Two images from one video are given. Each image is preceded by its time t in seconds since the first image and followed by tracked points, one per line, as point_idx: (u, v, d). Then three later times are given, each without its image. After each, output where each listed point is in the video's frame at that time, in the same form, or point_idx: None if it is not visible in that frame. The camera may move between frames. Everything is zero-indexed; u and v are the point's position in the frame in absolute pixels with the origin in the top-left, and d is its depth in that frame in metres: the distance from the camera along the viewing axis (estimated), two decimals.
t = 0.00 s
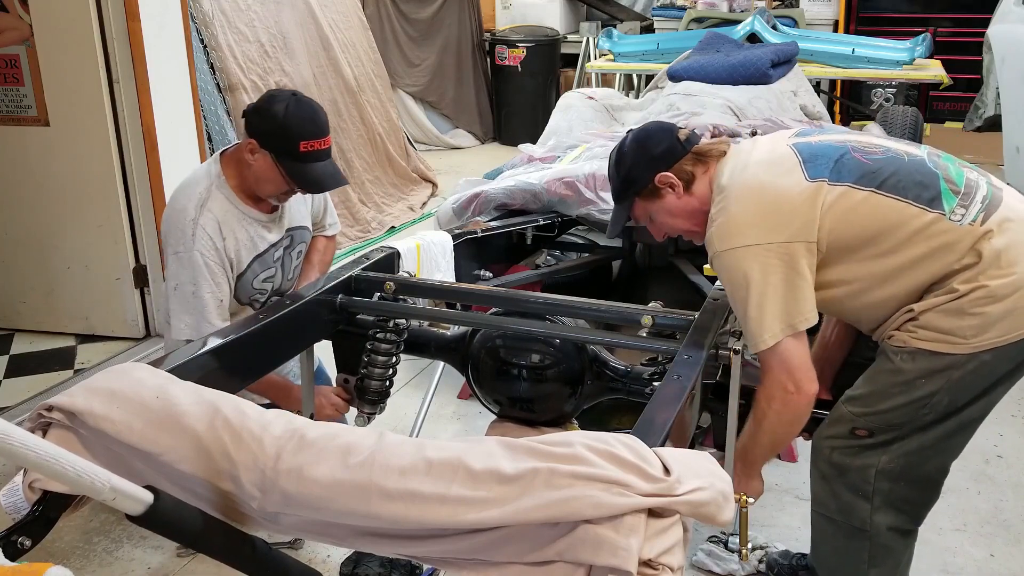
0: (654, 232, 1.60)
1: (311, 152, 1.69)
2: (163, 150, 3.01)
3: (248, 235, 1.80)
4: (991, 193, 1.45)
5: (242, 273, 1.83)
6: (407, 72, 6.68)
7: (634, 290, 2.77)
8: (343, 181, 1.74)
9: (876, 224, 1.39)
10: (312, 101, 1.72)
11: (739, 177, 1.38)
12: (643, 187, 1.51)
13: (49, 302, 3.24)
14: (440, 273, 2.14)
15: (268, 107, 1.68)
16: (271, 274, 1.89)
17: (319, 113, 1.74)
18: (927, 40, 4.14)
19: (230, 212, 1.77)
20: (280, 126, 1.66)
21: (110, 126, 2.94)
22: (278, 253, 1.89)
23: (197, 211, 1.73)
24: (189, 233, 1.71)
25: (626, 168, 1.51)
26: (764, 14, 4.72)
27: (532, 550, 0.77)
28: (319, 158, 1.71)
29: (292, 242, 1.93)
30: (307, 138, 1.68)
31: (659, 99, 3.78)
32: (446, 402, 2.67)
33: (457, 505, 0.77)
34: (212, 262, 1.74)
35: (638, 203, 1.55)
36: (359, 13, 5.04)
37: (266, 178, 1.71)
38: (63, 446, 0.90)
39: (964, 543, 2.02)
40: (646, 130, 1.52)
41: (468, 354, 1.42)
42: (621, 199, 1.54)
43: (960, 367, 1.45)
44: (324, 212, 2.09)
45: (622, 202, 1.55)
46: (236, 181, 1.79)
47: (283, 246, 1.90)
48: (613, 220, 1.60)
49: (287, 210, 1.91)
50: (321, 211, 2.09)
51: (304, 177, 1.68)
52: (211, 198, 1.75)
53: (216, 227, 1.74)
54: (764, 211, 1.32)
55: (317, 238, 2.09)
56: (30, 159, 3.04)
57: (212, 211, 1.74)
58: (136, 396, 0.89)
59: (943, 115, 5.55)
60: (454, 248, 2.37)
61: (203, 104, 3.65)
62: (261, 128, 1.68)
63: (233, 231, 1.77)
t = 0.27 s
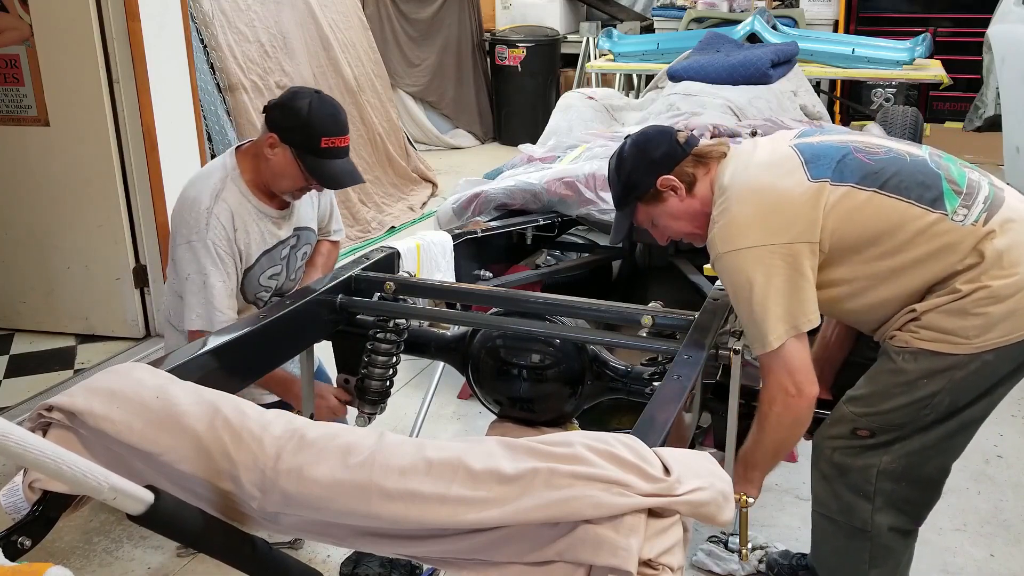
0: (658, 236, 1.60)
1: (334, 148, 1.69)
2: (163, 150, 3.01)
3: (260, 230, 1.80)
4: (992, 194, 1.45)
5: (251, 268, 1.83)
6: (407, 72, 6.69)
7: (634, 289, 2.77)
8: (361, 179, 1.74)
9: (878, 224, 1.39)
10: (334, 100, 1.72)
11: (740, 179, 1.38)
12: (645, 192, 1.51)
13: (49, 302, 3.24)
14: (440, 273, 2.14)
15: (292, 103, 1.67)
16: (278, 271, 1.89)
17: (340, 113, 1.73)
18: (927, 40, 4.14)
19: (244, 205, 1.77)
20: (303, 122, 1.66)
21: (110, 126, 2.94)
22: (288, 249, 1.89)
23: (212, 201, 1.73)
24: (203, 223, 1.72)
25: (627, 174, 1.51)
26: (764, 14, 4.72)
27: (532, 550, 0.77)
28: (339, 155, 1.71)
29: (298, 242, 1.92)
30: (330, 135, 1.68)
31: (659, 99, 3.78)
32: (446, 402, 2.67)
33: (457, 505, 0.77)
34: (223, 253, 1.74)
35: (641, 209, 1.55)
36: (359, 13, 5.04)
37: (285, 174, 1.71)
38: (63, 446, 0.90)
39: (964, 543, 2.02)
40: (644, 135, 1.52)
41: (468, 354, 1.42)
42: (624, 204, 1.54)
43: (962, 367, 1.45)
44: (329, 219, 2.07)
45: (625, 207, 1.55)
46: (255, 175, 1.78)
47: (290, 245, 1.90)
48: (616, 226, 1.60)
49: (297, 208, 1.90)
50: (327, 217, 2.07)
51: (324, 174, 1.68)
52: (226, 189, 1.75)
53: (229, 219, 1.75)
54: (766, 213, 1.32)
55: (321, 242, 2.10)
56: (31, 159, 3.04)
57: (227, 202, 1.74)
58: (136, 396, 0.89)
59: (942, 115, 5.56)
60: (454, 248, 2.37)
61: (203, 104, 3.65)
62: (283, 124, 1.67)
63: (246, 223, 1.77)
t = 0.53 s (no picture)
0: (661, 239, 1.61)
1: (378, 154, 1.77)
2: (163, 150, 3.01)
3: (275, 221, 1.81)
4: (992, 194, 1.45)
5: (258, 258, 1.81)
6: (407, 72, 6.69)
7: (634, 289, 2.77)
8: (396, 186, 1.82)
9: (879, 224, 1.38)
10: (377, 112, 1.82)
11: (740, 178, 1.38)
12: (647, 196, 1.51)
13: (49, 302, 3.24)
14: (440, 273, 2.14)
15: (341, 107, 1.76)
16: (283, 271, 1.87)
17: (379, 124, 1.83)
18: (927, 40, 4.14)
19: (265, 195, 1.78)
20: (352, 124, 1.74)
21: (110, 125, 2.94)
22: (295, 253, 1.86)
23: (239, 182, 1.75)
24: (225, 196, 1.72)
25: (628, 178, 1.51)
26: (764, 14, 4.72)
27: (532, 550, 0.77)
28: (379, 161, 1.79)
29: (304, 248, 1.88)
30: (376, 140, 1.77)
31: (659, 99, 3.78)
32: (446, 402, 2.67)
33: (457, 505, 0.77)
34: (231, 230, 1.75)
35: (643, 212, 1.55)
36: (359, 13, 5.04)
37: (323, 174, 1.75)
38: (63, 446, 0.90)
39: (964, 543, 2.02)
40: (642, 140, 1.52)
41: (468, 354, 1.42)
42: (625, 209, 1.54)
43: (960, 368, 1.45)
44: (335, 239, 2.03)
45: (627, 210, 1.55)
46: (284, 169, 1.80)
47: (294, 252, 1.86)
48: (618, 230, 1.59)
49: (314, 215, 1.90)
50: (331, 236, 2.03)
51: (367, 175, 1.76)
52: (254, 176, 1.77)
53: (249, 204, 1.75)
54: (766, 212, 1.32)
55: (326, 259, 2.05)
56: (30, 159, 3.03)
57: (252, 186, 1.76)
58: (136, 396, 0.89)
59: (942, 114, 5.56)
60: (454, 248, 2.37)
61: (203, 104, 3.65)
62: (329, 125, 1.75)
63: (261, 213, 1.78)
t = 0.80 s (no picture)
0: (665, 241, 1.61)
1: (403, 169, 1.92)
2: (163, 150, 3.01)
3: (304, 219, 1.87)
4: (995, 197, 1.45)
5: (282, 252, 1.86)
6: (407, 72, 6.69)
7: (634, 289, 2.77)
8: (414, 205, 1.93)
9: (880, 224, 1.38)
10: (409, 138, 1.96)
11: (743, 178, 1.38)
12: (651, 197, 1.51)
13: (49, 302, 3.23)
14: (440, 273, 2.14)
15: (379, 125, 1.89)
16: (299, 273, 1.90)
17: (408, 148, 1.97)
18: (927, 40, 4.14)
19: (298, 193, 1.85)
20: (388, 141, 1.88)
21: (110, 125, 2.94)
22: (315, 256, 1.91)
23: (280, 174, 1.81)
24: (267, 183, 1.78)
25: (631, 180, 1.51)
26: (764, 14, 4.72)
27: (532, 550, 0.77)
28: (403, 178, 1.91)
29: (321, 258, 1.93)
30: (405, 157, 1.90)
31: (659, 99, 3.78)
32: (446, 402, 2.67)
33: (457, 505, 0.77)
34: (264, 217, 1.80)
35: (647, 213, 1.55)
36: (359, 13, 5.04)
37: (354, 179, 1.86)
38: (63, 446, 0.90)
39: (964, 543, 2.02)
40: (645, 140, 1.52)
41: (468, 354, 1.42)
42: (629, 211, 1.54)
43: (962, 369, 1.45)
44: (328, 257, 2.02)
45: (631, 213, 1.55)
46: (315, 175, 1.88)
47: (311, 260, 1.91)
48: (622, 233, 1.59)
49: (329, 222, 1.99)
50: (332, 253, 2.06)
51: (393, 187, 1.87)
52: (292, 173, 1.84)
53: (286, 197, 1.81)
54: (768, 212, 1.32)
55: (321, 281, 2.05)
56: (30, 158, 3.03)
57: (289, 182, 1.82)
58: (136, 396, 0.89)
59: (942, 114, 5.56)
60: (454, 248, 2.37)
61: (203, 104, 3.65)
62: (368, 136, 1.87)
63: (292, 208, 1.84)
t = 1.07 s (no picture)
0: (659, 237, 1.62)
1: (407, 172, 1.92)
2: (163, 149, 3.01)
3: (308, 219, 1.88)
4: (998, 198, 1.45)
5: (284, 252, 1.86)
6: (407, 72, 6.69)
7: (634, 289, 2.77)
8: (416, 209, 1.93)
9: (883, 228, 1.39)
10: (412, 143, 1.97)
11: (745, 180, 1.38)
12: (653, 196, 1.51)
13: (49, 302, 3.24)
14: (440, 273, 2.14)
15: (383, 129, 1.90)
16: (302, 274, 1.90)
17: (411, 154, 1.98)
18: (927, 40, 4.14)
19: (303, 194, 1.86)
20: (392, 144, 1.88)
21: (110, 125, 2.94)
22: (317, 258, 1.90)
23: (285, 173, 1.84)
24: (271, 181, 1.81)
25: (636, 176, 1.51)
26: (764, 14, 4.72)
27: (533, 550, 0.77)
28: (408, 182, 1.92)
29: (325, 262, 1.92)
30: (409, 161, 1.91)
31: (659, 99, 3.78)
32: (446, 402, 2.67)
33: (457, 505, 0.77)
34: (268, 215, 1.81)
35: (647, 212, 1.55)
36: (359, 13, 5.04)
37: (359, 182, 1.86)
38: (63, 446, 0.90)
39: (964, 543, 2.02)
40: (653, 138, 1.51)
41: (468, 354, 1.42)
42: (630, 207, 1.54)
43: (963, 371, 1.45)
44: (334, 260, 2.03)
45: (631, 210, 1.55)
46: (321, 177, 1.88)
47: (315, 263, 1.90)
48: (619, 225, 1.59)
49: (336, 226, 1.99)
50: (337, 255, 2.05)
51: (398, 190, 1.88)
52: (298, 173, 1.86)
53: (290, 196, 1.82)
54: (771, 214, 1.32)
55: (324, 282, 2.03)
56: (30, 159, 3.03)
57: (294, 181, 1.84)
58: (136, 396, 0.89)
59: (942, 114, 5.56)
60: (454, 248, 2.37)
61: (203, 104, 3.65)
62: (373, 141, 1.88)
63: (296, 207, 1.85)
